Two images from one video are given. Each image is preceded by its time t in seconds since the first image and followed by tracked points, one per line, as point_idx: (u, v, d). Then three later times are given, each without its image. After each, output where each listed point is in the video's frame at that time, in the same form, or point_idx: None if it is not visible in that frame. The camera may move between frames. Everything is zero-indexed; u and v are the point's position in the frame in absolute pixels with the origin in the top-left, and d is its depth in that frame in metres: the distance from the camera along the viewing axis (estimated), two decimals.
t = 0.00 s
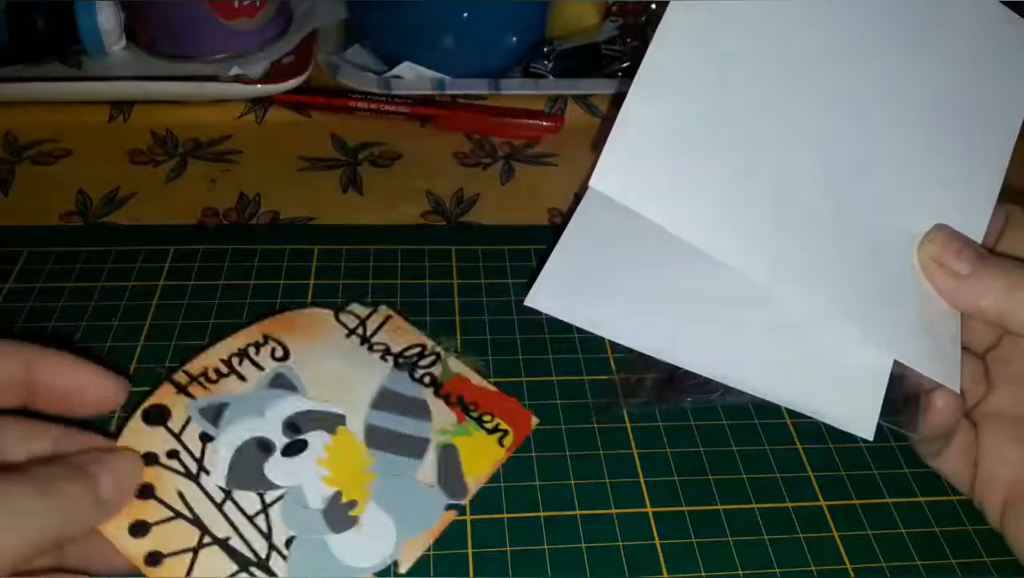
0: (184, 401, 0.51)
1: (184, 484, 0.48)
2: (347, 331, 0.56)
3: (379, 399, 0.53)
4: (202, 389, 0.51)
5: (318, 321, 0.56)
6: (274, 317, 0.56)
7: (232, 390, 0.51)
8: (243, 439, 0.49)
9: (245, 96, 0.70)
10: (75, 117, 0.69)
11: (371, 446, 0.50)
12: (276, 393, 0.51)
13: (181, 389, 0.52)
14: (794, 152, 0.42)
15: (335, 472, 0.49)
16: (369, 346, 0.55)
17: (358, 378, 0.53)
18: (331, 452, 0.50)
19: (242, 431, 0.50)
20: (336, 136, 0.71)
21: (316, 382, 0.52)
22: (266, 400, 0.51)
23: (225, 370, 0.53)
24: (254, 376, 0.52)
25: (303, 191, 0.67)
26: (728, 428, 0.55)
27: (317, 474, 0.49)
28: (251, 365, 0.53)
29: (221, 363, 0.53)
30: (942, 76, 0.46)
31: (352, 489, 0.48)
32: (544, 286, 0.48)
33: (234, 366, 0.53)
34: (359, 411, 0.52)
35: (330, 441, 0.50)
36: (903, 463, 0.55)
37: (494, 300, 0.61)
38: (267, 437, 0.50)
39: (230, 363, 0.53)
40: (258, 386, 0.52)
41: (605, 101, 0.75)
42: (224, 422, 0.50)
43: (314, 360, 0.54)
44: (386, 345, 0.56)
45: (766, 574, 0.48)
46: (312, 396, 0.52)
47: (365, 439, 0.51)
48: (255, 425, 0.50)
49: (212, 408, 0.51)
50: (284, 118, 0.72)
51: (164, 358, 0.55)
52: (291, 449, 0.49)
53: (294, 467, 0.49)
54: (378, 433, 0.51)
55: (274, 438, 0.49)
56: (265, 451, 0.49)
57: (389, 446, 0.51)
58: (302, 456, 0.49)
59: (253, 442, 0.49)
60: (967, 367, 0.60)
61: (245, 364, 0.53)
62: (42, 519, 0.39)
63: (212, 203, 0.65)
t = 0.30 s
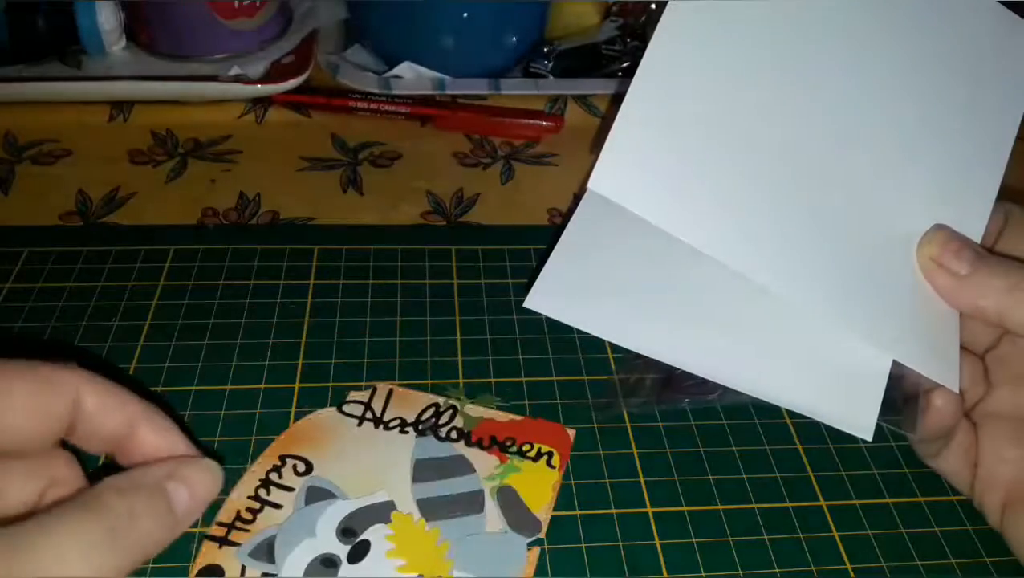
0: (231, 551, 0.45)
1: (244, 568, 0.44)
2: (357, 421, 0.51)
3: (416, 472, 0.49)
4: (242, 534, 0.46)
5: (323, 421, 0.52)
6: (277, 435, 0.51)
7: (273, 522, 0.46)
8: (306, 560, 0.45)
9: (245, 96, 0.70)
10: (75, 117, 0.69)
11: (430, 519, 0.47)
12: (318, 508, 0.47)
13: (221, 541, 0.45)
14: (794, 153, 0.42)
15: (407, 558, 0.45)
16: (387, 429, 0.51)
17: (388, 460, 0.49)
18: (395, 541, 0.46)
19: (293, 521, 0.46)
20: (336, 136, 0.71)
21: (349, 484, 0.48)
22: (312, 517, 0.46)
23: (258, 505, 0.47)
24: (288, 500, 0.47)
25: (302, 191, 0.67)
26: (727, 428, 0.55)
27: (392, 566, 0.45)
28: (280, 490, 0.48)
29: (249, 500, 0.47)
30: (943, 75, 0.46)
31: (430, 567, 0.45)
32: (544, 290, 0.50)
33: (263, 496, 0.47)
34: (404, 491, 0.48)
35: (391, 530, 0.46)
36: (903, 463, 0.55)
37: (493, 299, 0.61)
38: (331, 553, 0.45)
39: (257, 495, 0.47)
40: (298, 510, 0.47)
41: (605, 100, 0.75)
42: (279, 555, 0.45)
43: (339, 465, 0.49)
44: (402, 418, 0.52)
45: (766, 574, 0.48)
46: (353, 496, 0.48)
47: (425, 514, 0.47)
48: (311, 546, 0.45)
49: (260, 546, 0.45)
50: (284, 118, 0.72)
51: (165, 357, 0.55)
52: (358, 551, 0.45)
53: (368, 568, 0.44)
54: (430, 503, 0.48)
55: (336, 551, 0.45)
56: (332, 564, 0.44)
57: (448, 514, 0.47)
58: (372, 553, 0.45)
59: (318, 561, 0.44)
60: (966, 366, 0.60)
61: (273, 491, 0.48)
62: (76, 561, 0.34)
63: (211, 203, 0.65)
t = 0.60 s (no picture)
0: (233, 549, 0.45)
1: (245, 567, 0.45)
2: (358, 421, 0.52)
3: (416, 471, 0.49)
4: (244, 532, 0.46)
5: (325, 419, 0.52)
6: (280, 434, 0.51)
7: (274, 521, 0.46)
8: (307, 558, 0.45)
9: (246, 96, 0.71)
10: (77, 118, 0.70)
11: (431, 518, 0.47)
12: (318, 505, 0.47)
13: (224, 540, 0.46)
14: (793, 156, 0.42)
15: (407, 558, 0.45)
16: (387, 428, 0.51)
17: (388, 457, 0.50)
18: (395, 540, 0.46)
19: (294, 521, 0.46)
20: (336, 136, 0.71)
21: (350, 481, 0.48)
22: (312, 515, 0.47)
23: (260, 503, 0.47)
24: (290, 498, 0.47)
25: (303, 192, 0.67)
26: (726, 427, 0.56)
27: (392, 565, 0.45)
28: (281, 489, 0.48)
29: (251, 499, 0.47)
30: (943, 76, 0.46)
31: (428, 566, 0.45)
32: (545, 291, 0.50)
33: (265, 495, 0.48)
34: (404, 490, 0.48)
35: (390, 528, 0.46)
36: (901, 463, 0.55)
37: (494, 299, 0.62)
38: (331, 551, 0.45)
39: (259, 493, 0.48)
40: (300, 507, 0.47)
41: (604, 101, 0.75)
42: (280, 551, 0.45)
43: (339, 461, 0.49)
44: (403, 417, 0.52)
45: (766, 573, 0.48)
46: (353, 494, 0.48)
47: (425, 513, 0.48)
48: (312, 544, 0.45)
49: (261, 543, 0.45)
50: (285, 119, 0.72)
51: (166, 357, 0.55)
52: (358, 550, 0.45)
53: (368, 565, 0.45)
54: (431, 501, 0.48)
55: (337, 550, 0.45)
56: (332, 563, 0.45)
57: (448, 512, 0.48)
58: (372, 552, 0.45)
59: (319, 559, 0.45)
60: (964, 366, 0.61)
61: (275, 490, 0.48)
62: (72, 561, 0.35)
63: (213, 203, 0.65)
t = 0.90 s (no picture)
0: (232, 551, 0.45)
1: (244, 568, 0.44)
2: (357, 421, 0.51)
3: (415, 472, 0.49)
4: (243, 533, 0.46)
5: (323, 419, 0.52)
6: (279, 435, 0.51)
7: (273, 522, 0.46)
8: (306, 560, 0.45)
9: (245, 96, 0.71)
10: (75, 117, 0.69)
11: (430, 519, 0.47)
12: (317, 506, 0.47)
13: (222, 541, 0.45)
14: (795, 155, 0.42)
15: (406, 559, 0.45)
16: (387, 429, 0.51)
17: (387, 458, 0.50)
18: (394, 541, 0.46)
19: (293, 522, 0.46)
20: (336, 136, 0.71)
21: (348, 481, 0.48)
22: (311, 516, 0.46)
23: (258, 504, 0.47)
24: (289, 499, 0.47)
25: (302, 191, 0.67)
26: (727, 427, 0.55)
27: (392, 567, 0.45)
28: (280, 490, 0.48)
29: (250, 500, 0.47)
30: (944, 75, 0.46)
31: (427, 566, 0.45)
32: (544, 290, 0.50)
33: (263, 496, 0.47)
34: (403, 492, 0.48)
35: (389, 530, 0.46)
36: (903, 463, 0.55)
37: (493, 299, 0.61)
38: (330, 552, 0.45)
39: (258, 494, 0.48)
40: (298, 508, 0.47)
41: (604, 99, 0.75)
42: (278, 553, 0.45)
43: (337, 461, 0.49)
44: (402, 418, 0.52)
45: (766, 574, 0.48)
46: (351, 496, 0.47)
47: (425, 515, 0.47)
48: (311, 545, 0.45)
49: (260, 544, 0.45)
50: (284, 118, 0.72)
51: (165, 357, 0.55)
52: (357, 551, 0.45)
53: (367, 567, 0.44)
54: (431, 503, 0.48)
55: (336, 551, 0.45)
56: (332, 565, 0.44)
57: (447, 513, 0.48)
58: (371, 553, 0.45)
59: (318, 561, 0.45)
60: (966, 366, 0.61)
61: (273, 491, 0.48)
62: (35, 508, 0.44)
63: (211, 202, 0.65)
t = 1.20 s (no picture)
0: (232, 550, 0.45)
1: (244, 568, 0.44)
2: (358, 421, 0.52)
3: (416, 471, 0.49)
4: (243, 533, 0.46)
5: (323, 419, 0.52)
6: (279, 434, 0.51)
7: (274, 522, 0.46)
8: (306, 560, 0.45)
9: (245, 96, 0.71)
10: (75, 117, 0.70)
11: (431, 518, 0.47)
12: (318, 506, 0.47)
13: (223, 541, 0.45)
14: (795, 156, 0.42)
15: (407, 559, 0.45)
16: (387, 429, 0.51)
17: (388, 458, 0.50)
18: (395, 541, 0.46)
19: (294, 521, 0.46)
20: (336, 136, 0.71)
21: (348, 481, 0.48)
22: (311, 516, 0.46)
23: (259, 504, 0.47)
24: (289, 499, 0.47)
25: (302, 191, 0.67)
26: (727, 427, 0.56)
27: (392, 567, 0.45)
28: (280, 490, 0.48)
29: (250, 500, 0.47)
30: (944, 75, 0.46)
31: (429, 567, 0.45)
32: (544, 291, 0.49)
33: (264, 496, 0.48)
34: (404, 492, 0.48)
35: (390, 530, 0.46)
36: (902, 463, 0.55)
37: (494, 300, 0.61)
38: (330, 551, 0.45)
39: (258, 494, 0.48)
40: (298, 508, 0.47)
41: (604, 100, 0.75)
42: (279, 552, 0.45)
43: (338, 461, 0.49)
44: (402, 418, 0.52)
45: (766, 574, 0.48)
46: (352, 495, 0.48)
47: (425, 514, 0.47)
48: (311, 545, 0.45)
49: (260, 544, 0.45)
50: (284, 118, 0.72)
51: (166, 357, 0.55)
52: (357, 551, 0.45)
53: (367, 567, 0.45)
54: (431, 502, 0.48)
55: (336, 551, 0.45)
56: (332, 565, 0.44)
57: (448, 513, 0.48)
58: (372, 553, 0.45)
59: (319, 560, 0.45)
60: (966, 366, 0.61)
61: (274, 491, 0.48)
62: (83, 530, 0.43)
63: (211, 202, 0.65)
